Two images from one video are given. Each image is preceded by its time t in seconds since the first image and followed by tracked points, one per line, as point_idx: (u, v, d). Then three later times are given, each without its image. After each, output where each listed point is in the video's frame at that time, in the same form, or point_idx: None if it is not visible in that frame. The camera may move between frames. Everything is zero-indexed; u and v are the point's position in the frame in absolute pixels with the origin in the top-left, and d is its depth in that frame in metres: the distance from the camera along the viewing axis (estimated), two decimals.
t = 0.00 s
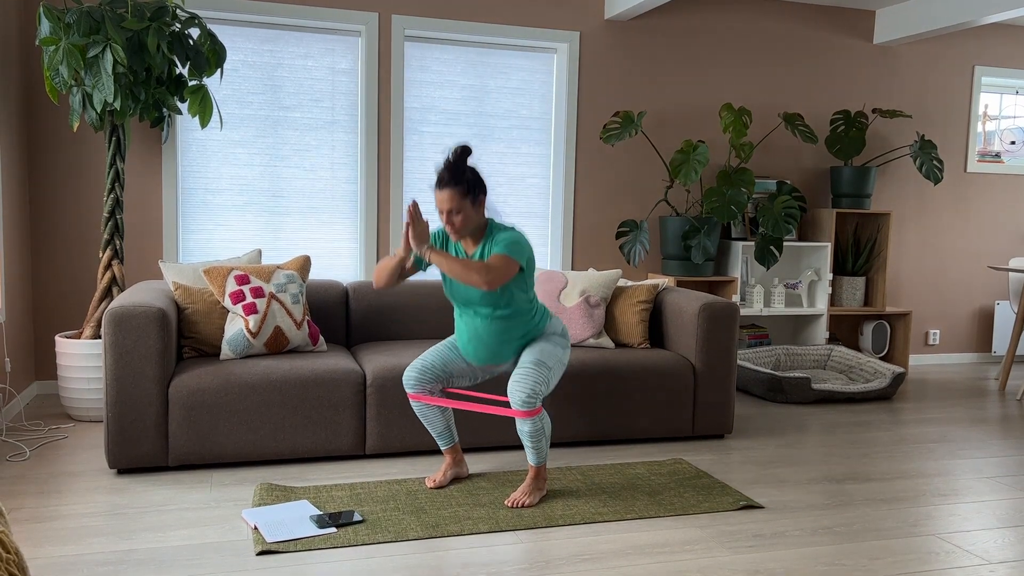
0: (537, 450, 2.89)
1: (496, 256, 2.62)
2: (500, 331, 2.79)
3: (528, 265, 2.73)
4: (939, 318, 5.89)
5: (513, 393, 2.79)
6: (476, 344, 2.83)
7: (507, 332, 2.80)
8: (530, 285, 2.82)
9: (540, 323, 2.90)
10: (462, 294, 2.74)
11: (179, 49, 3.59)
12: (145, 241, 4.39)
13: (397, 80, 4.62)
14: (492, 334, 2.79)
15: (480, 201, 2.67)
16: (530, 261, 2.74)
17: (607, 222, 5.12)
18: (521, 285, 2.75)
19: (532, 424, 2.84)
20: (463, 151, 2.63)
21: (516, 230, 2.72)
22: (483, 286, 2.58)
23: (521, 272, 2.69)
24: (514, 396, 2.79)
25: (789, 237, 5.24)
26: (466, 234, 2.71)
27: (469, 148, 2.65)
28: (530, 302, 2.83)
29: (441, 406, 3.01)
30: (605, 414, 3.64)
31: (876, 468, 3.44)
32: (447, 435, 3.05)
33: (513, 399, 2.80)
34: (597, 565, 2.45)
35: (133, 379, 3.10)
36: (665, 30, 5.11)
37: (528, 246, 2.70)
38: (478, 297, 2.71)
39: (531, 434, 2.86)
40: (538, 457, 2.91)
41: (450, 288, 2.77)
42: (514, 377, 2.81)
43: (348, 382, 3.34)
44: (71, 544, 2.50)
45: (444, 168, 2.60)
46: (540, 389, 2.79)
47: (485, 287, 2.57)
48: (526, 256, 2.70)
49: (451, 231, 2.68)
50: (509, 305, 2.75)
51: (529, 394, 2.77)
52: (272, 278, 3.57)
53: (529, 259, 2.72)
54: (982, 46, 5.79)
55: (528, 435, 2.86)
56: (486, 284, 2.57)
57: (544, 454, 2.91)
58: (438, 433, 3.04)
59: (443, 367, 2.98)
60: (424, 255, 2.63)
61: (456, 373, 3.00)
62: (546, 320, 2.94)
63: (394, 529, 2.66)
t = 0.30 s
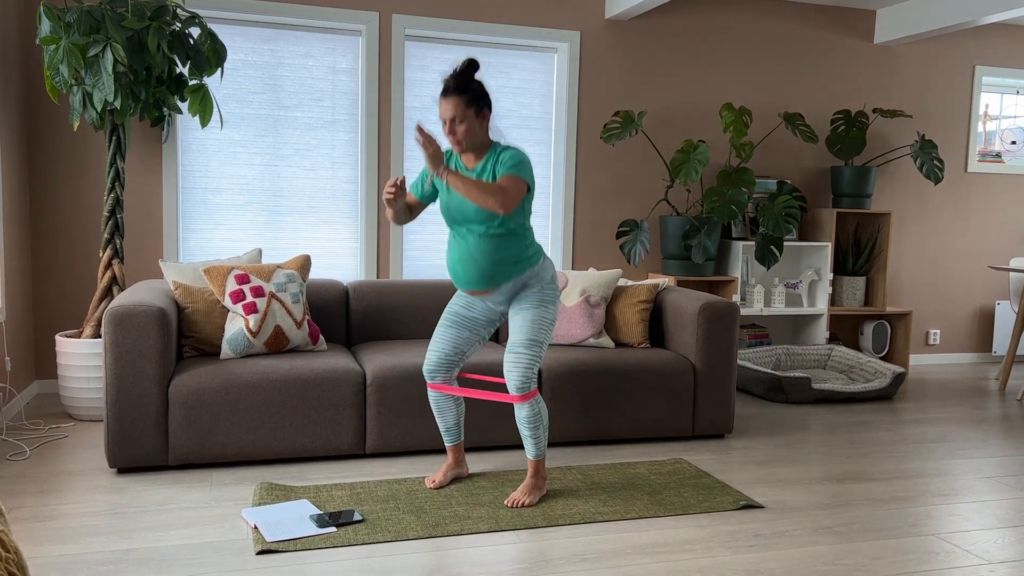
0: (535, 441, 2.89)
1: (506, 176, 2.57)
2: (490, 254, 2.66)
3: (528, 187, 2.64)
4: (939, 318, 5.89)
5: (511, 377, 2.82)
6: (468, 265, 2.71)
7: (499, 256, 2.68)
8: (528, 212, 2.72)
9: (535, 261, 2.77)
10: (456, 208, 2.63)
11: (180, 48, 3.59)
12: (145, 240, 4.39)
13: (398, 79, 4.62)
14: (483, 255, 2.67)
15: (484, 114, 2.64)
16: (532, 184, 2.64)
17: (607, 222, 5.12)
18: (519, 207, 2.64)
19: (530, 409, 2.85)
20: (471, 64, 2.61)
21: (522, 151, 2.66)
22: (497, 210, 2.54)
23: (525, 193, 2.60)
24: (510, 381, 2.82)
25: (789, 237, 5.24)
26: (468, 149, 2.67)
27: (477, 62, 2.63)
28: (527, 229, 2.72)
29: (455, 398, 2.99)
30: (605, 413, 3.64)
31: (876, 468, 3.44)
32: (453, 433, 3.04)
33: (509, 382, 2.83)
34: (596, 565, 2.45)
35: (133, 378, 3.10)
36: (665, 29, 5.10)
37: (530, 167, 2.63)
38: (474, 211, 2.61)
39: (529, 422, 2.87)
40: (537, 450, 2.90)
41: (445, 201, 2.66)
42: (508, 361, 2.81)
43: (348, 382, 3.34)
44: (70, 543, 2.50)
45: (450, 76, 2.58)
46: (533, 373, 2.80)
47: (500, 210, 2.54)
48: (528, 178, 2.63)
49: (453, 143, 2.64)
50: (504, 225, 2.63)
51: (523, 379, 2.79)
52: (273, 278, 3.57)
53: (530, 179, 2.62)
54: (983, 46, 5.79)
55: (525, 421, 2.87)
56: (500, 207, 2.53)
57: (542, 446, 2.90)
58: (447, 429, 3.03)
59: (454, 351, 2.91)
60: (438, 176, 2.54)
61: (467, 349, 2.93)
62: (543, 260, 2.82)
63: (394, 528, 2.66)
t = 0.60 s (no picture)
0: (538, 433, 2.89)
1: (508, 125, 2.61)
2: (478, 208, 2.66)
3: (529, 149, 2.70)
4: (940, 318, 5.88)
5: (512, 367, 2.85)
6: (451, 216, 2.68)
7: (483, 209, 2.66)
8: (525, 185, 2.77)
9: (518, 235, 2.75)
10: (455, 161, 2.70)
11: (181, 48, 3.58)
12: (146, 240, 4.39)
13: (399, 79, 4.62)
14: (468, 205, 2.66)
15: (497, 76, 2.70)
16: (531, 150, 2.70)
17: (608, 222, 5.12)
18: (515, 168, 2.68)
19: (533, 395, 2.87)
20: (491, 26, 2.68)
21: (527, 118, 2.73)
22: (493, 145, 2.55)
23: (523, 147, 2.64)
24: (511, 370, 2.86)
25: (791, 237, 5.24)
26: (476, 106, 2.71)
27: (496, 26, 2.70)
28: (516, 197, 2.73)
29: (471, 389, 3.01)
30: (606, 413, 3.64)
31: (876, 469, 3.43)
32: (461, 430, 3.04)
33: (511, 370, 2.86)
34: (597, 565, 2.45)
35: (134, 377, 3.10)
36: (667, 29, 5.10)
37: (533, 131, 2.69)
38: (470, 159, 2.66)
39: (533, 410, 2.87)
40: (539, 442, 2.89)
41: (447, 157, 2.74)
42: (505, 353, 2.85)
43: (349, 382, 3.34)
44: (71, 542, 2.50)
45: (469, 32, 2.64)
46: (531, 361, 2.84)
47: (495, 146, 2.55)
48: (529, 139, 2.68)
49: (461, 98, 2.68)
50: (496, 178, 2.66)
51: (522, 366, 2.83)
52: (274, 277, 3.58)
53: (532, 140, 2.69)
54: (985, 46, 5.79)
55: (529, 408, 2.87)
56: (497, 143, 2.54)
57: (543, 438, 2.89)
58: (459, 424, 3.03)
59: (468, 343, 2.93)
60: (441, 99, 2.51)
61: (478, 338, 2.95)
62: (529, 237, 2.80)
63: (394, 528, 2.66)
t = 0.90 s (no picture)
0: (536, 432, 2.89)
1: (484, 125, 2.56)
2: (465, 205, 2.65)
3: (517, 149, 2.69)
4: (941, 318, 5.88)
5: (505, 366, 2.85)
6: (437, 213, 2.68)
7: (467, 206, 2.66)
8: (515, 185, 2.76)
9: (506, 235, 2.74)
10: (445, 161, 2.72)
11: (183, 47, 3.58)
12: (149, 239, 4.39)
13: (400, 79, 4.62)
14: (453, 201, 2.66)
15: (488, 80, 2.69)
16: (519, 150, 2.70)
17: (610, 222, 5.12)
18: (503, 166, 2.68)
19: (529, 394, 2.87)
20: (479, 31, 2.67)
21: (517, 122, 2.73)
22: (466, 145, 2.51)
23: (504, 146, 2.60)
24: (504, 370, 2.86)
25: (792, 237, 5.23)
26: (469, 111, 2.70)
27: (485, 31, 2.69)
28: (504, 196, 2.73)
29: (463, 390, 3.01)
30: (607, 413, 3.64)
31: (878, 469, 3.43)
32: (459, 430, 3.04)
33: (505, 370, 2.86)
34: (598, 565, 2.45)
35: (136, 376, 3.10)
36: (668, 29, 5.10)
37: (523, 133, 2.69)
38: (457, 158, 2.67)
39: (528, 409, 2.88)
40: (537, 442, 2.90)
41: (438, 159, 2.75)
42: (498, 353, 2.85)
43: (350, 381, 3.34)
44: (73, 541, 2.50)
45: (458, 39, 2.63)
46: (524, 359, 2.85)
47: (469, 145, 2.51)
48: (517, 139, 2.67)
49: (455, 103, 2.69)
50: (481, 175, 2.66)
51: (516, 364, 2.83)
52: (275, 277, 3.58)
53: (519, 140, 2.68)
54: (986, 47, 5.78)
55: (525, 407, 2.88)
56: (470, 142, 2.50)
57: (542, 436, 2.90)
58: (455, 424, 3.03)
59: (457, 344, 2.92)
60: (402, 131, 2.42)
61: (467, 339, 2.94)
62: (514, 235, 2.78)
63: (396, 528, 2.66)
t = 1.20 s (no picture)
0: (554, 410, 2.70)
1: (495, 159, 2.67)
2: (450, 203, 2.64)
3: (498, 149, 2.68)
4: (943, 319, 5.87)
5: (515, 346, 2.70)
6: (422, 213, 2.66)
7: (452, 203, 2.64)
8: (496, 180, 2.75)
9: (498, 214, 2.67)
10: (422, 163, 2.69)
11: (185, 46, 3.58)
12: (151, 237, 4.40)
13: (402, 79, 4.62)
14: (437, 201, 2.64)
15: (453, 80, 2.64)
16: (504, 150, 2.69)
17: (611, 221, 5.11)
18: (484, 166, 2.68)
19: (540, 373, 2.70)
20: (434, 32, 2.61)
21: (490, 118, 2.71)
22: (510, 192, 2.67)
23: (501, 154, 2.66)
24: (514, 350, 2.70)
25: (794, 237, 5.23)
26: (439, 114, 2.67)
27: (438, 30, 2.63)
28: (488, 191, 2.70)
29: (462, 387, 3.00)
30: (609, 412, 3.63)
31: (879, 470, 3.42)
32: (459, 428, 3.04)
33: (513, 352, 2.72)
34: (600, 564, 2.45)
35: (138, 375, 3.10)
36: (670, 29, 5.10)
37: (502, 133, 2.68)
38: (437, 160, 2.65)
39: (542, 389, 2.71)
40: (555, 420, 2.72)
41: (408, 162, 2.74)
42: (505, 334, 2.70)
43: (352, 380, 3.33)
44: (74, 539, 2.50)
45: (416, 45, 2.58)
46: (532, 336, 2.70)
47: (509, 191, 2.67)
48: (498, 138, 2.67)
49: (424, 110, 2.64)
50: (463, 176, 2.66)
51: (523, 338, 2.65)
52: (277, 276, 3.57)
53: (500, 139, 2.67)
54: (989, 47, 5.77)
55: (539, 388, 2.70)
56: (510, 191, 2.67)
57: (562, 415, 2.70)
58: (454, 422, 3.03)
59: (457, 340, 2.92)
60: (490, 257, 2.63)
61: (467, 334, 2.93)
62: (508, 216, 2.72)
63: (398, 527, 2.66)
